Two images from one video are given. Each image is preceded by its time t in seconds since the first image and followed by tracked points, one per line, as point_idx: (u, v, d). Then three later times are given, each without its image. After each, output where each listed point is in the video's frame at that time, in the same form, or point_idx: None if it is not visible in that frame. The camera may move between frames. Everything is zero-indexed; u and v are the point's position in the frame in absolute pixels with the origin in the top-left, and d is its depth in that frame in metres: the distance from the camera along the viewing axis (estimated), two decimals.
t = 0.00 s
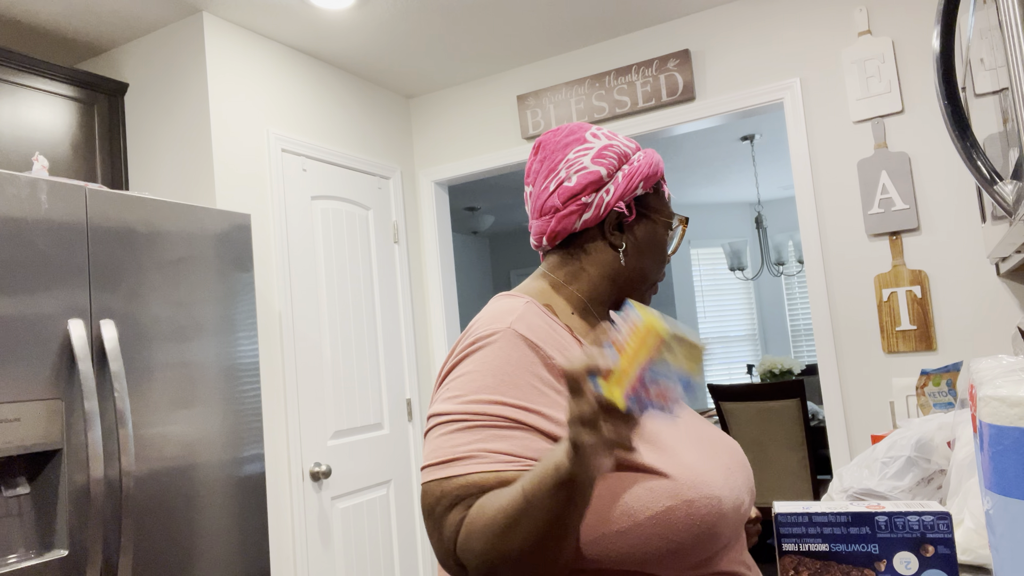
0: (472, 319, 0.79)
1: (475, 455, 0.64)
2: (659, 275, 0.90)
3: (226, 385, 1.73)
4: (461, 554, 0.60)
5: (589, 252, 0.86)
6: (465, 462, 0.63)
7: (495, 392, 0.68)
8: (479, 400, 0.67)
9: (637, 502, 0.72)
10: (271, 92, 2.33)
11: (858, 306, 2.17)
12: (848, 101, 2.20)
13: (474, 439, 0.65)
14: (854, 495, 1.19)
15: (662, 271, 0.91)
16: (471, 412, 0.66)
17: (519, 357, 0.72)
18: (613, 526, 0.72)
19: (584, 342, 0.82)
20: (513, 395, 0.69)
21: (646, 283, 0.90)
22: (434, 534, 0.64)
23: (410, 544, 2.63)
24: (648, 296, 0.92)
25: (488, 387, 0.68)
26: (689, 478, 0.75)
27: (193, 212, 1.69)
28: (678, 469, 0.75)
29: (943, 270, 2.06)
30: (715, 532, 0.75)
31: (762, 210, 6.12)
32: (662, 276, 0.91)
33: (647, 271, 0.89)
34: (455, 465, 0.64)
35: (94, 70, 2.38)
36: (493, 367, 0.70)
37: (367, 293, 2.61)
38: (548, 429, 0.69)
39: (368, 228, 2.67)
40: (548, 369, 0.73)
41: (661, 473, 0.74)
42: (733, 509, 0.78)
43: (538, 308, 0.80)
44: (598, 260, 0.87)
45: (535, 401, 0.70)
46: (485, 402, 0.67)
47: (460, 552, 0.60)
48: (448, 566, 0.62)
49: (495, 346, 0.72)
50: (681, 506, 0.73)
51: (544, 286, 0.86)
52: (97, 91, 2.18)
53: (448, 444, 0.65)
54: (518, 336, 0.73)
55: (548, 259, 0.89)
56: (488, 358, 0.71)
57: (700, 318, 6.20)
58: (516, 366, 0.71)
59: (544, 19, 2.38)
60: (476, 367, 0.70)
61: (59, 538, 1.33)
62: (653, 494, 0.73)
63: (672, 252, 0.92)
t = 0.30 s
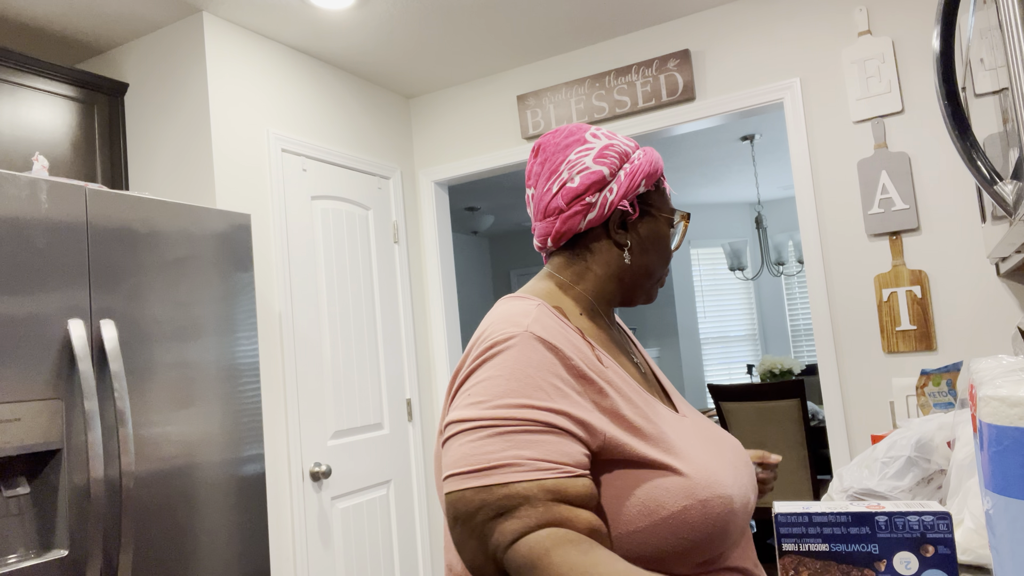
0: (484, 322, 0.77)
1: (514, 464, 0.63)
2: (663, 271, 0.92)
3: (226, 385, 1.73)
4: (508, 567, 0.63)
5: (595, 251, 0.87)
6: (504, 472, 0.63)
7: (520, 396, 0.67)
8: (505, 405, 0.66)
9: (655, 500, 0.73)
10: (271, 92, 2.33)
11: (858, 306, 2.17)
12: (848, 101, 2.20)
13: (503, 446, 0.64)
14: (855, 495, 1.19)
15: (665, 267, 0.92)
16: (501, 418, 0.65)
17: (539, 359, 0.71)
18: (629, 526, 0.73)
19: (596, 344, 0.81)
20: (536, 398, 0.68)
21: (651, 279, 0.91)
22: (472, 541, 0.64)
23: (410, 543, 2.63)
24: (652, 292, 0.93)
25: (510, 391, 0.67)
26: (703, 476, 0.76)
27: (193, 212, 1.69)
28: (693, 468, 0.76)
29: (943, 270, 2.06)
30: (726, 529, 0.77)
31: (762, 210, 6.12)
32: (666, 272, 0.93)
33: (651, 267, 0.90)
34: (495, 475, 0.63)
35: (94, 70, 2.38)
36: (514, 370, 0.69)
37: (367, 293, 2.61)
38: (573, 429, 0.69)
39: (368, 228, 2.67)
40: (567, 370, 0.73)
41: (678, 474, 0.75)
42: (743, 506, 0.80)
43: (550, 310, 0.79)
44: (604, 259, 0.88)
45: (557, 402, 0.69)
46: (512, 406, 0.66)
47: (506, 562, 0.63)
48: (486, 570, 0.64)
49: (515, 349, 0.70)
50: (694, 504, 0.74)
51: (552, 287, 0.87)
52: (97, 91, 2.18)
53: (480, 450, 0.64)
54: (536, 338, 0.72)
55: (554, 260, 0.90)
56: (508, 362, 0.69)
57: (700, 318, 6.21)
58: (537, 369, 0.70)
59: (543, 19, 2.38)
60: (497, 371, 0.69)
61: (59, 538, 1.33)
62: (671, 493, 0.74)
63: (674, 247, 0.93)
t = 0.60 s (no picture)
0: (496, 321, 0.77)
1: (528, 465, 0.63)
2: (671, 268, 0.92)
3: (226, 385, 1.73)
4: (516, 567, 0.62)
5: (603, 250, 0.87)
6: (516, 473, 0.63)
7: (532, 396, 0.67)
8: (518, 406, 0.66)
9: (668, 500, 0.74)
10: (271, 92, 2.33)
11: (858, 306, 2.17)
12: (848, 101, 2.20)
13: (516, 447, 0.64)
14: (855, 495, 1.19)
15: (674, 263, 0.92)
16: (513, 418, 0.65)
17: (552, 359, 0.71)
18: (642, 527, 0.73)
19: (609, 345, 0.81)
20: (549, 399, 0.68)
21: (661, 277, 0.92)
22: (480, 538, 0.64)
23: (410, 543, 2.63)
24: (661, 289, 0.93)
25: (522, 391, 0.67)
26: (715, 478, 0.76)
27: (193, 212, 1.69)
28: (704, 469, 0.76)
29: (943, 270, 2.06)
30: (737, 530, 0.77)
31: (762, 210, 6.12)
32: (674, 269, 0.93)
33: (659, 264, 0.90)
34: (509, 474, 0.63)
35: (94, 70, 2.38)
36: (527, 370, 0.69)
37: (367, 293, 2.61)
38: (586, 430, 0.69)
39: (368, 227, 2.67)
40: (580, 371, 0.73)
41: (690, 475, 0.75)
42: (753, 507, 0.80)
43: (563, 310, 0.79)
44: (612, 258, 0.88)
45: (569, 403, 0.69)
46: (525, 406, 0.66)
47: (515, 563, 0.62)
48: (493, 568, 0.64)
49: (528, 349, 0.71)
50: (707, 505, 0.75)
51: (561, 285, 0.87)
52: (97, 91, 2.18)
53: (492, 450, 0.64)
54: (549, 338, 0.72)
55: (561, 259, 0.89)
56: (521, 362, 0.70)
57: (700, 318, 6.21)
58: (550, 369, 0.70)
59: (543, 20, 2.38)
60: (509, 371, 0.69)
61: (60, 538, 1.33)
62: (683, 494, 0.74)
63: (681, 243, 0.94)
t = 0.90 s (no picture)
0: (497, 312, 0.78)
1: (503, 449, 0.66)
2: (675, 267, 0.92)
3: (226, 385, 1.73)
4: (489, 548, 0.64)
5: (606, 249, 0.87)
6: (494, 457, 0.65)
7: (522, 387, 0.69)
8: (504, 395, 0.68)
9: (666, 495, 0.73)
10: (271, 92, 2.33)
11: (858, 306, 2.17)
12: (848, 101, 2.20)
13: (499, 435, 0.66)
14: (854, 495, 1.20)
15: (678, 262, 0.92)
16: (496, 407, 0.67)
17: (546, 352, 0.72)
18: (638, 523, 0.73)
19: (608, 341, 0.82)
20: (540, 391, 0.69)
21: (665, 276, 0.91)
22: (461, 525, 0.67)
23: (410, 543, 2.63)
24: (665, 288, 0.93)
25: (514, 382, 0.69)
26: (714, 476, 0.76)
27: (192, 212, 1.69)
28: (703, 467, 0.76)
29: (943, 270, 2.06)
30: (737, 529, 0.77)
31: (763, 210, 6.12)
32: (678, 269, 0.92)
33: (663, 264, 0.90)
34: (485, 458, 0.66)
35: (94, 70, 2.38)
36: (518, 362, 0.70)
37: (367, 294, 2.61)
38: (576, 426, 0.70)
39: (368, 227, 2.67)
40: (575, 366, 0.74)
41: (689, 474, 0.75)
42: (755, 507, 0.80)
43: (565, 305, 0.79)
44: (616, 257, 0.88)
45: (559, 397, 0.70)
46: (511, 397, 0.68)
47: (488, 545, 0.64)
48: (472, 555, 0.66)
49: (523, 341, 0.72)
50: (706, 501, 0.75)
51: (564, 284, 0.87)
52: (97, 91, 2.18)
53: (476, 436, 0.67)
54: (545, 331, 0.73)
55: (566, 258, 0.90)
56: (515, 353, 0.71)
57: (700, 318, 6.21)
58: (543, 363, 0.71)
59: (543, 19, 2.38)
60: (501, 361, 0.71)
61: (60, 538, 1.33)
62: (681, 490, 0.74)
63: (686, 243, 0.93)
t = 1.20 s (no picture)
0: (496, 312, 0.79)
1: (495, 449, 0.66)
2: (678, 264, 0.91)
3: (226, 385, 1.73)
4: (478, 544, 0.65)
5: (607, 248, 0.87)
6: (485, 457, 0.66)
7: (517, 388, 0.69)
8: (499, 395, 0.68)
9: (663, 499, 0.73)
10: (271, 92, 2.33)
11: (858, 306, 2.17)
12: (848, 101, 2.20)
13: (492, 435, 0.67)
14: (855, 496, 1.19)
15: (681, 259, 0.91)
16: (491, 407, 0.68)
17: (541, 353, 0.72)
18: (636, 525, 0.73)
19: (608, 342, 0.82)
20: (535, 392, 0.69)
21: (667, 274, 0.91)
22: (452, 524, 0.68)
23: (410, 544, 2.63)
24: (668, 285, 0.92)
25: (510, 383, 0.69)
26: (711, 479, 0.76)
27: (193, 212, 1.69)
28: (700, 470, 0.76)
29: (943, 270, 2.06)
30: (735, 531, 0.77)
31: (762, 210, 6.13)
32: (679, 266, 0.92)
33: (664, 262, 0.89)
34: (477, 457, 0.66)
35: (94, 71, 2.38)
36: (515, 362, 0.70)
37: (367, 294, 2.61)
38: (573, 427, 0.70)
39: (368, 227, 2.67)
40: (572, 368, 0.73)
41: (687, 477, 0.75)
42: (754, 509, 0.80)
43: (565, 306, 0.79)
44: (616, 256, 0.87)
45: (555, 398, 0.70)
46: (506, 397, 0.68)
47: (480, 541, 0.65)
48: (463, 551, 0.67)
49: (520, 342, 0.72)
50: (703, 505, 0.75)
51: (565, 284, 0.87)
52: (97, 92, 2.18)
53: (470, 436, 0.67)
54: (543, 333, 0.73)
55: (567, 259, 0.90)
56: (512, 354, 0.71)
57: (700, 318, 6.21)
58: (538, 363, 0.71)
59: (543, 19, 2.38)
60: (498, 362, 0.71)
61: (60, 538, 1.33)
62: (678, 493, 0.74)
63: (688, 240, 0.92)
